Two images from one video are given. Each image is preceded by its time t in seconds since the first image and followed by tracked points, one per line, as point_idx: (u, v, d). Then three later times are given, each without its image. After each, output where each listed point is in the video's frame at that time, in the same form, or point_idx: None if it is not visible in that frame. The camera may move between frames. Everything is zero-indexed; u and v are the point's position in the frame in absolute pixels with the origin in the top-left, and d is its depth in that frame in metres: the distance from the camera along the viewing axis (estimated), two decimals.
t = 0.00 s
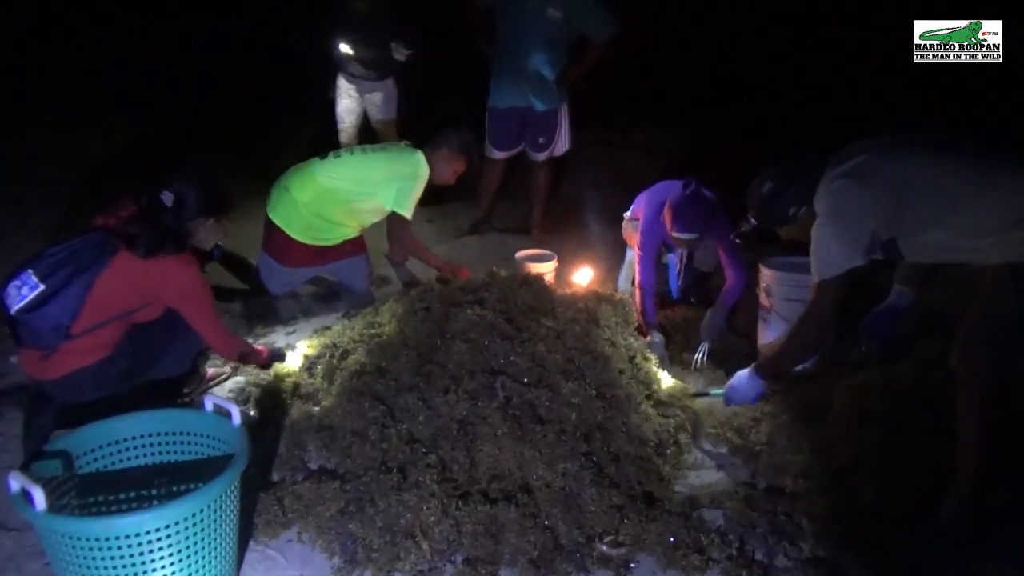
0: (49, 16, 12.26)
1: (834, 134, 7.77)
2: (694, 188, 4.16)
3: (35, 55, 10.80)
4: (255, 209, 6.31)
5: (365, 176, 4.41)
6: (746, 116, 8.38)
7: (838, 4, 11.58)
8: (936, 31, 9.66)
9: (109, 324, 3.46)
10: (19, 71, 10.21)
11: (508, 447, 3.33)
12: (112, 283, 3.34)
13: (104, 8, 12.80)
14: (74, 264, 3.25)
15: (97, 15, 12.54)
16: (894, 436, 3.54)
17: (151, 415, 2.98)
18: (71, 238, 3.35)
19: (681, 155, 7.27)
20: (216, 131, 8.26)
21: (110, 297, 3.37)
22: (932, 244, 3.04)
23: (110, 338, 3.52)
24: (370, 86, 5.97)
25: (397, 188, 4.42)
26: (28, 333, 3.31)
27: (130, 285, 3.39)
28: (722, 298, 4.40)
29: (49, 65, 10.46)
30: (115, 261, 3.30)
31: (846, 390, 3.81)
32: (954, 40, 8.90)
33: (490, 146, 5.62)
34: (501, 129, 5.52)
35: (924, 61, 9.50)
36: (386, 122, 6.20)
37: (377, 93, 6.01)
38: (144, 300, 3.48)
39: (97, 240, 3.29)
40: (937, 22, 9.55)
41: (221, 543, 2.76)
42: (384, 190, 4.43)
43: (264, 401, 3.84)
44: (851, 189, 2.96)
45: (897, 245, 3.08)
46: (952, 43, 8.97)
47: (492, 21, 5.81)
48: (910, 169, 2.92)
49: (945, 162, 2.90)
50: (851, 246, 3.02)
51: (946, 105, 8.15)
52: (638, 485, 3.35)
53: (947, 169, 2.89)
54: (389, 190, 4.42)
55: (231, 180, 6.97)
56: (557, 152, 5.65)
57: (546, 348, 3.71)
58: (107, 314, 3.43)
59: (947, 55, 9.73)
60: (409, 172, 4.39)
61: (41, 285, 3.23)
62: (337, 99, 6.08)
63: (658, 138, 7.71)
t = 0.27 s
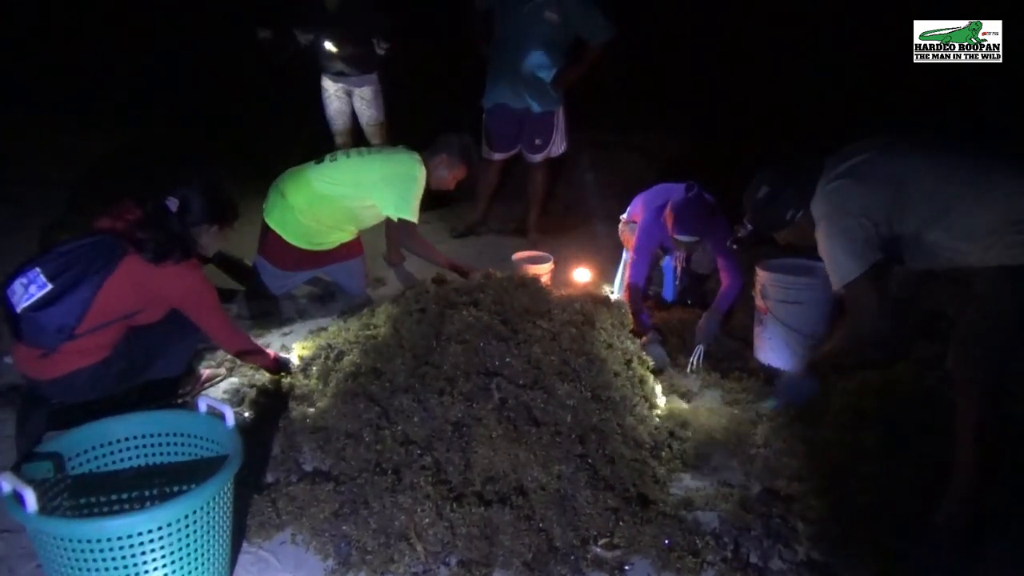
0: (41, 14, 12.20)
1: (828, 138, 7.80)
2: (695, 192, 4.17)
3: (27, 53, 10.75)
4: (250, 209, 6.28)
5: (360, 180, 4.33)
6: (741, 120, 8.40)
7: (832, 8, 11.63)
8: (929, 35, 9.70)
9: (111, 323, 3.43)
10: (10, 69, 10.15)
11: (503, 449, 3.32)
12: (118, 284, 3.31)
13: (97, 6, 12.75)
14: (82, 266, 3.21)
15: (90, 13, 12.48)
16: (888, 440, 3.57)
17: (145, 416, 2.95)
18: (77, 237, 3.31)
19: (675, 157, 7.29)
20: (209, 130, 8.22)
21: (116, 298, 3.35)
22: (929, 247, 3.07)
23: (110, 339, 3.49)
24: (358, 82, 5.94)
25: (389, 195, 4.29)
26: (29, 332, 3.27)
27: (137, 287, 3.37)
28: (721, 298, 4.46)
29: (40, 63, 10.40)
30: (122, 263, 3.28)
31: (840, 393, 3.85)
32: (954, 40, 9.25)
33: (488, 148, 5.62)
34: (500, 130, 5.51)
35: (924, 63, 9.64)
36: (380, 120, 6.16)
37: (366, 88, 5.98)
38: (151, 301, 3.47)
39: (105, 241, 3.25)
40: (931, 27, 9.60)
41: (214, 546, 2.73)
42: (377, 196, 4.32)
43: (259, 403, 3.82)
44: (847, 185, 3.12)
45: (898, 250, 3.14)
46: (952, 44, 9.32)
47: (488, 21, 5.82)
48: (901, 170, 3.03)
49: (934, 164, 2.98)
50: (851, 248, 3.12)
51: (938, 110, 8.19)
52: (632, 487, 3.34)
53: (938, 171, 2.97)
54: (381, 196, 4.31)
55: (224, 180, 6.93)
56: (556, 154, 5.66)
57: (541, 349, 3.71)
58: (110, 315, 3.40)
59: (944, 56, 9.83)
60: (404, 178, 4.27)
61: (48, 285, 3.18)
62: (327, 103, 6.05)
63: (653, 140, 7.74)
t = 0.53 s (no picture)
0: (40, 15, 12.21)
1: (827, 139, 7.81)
2: (695, 195, 4.16)
3: (26, 54, 10.76)
4: (248, 210, 6.28)
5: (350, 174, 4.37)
6: (740, 121, 8.41)
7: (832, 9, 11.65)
8: (929, 36, 9.75)
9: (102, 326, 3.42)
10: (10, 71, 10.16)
11: (500, 450, 3.32)
12: (104, 286, 3.30)
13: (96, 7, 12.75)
14: (67, 269, 3.19)
15: (90, 14, 12.49)
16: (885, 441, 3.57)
17: (141, 418, 2.94)
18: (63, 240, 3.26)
19: (674, 159, 7.30)
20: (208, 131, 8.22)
21: (101, 300, 3.34)
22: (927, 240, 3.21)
23: (103, 340, 3.50)
24: (353, 81, 5.93)
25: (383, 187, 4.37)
26: (19, 338, 3.28)
27: (119, 288, 3.34)
28: (717, 302, 4.46)
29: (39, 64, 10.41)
30: (105, 263, 3.26)
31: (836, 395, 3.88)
32: (955, 40, 9.62)
33: (485, 150, 5.63)
34: (501, 132, 5.51)
35: (926, 62, 9.76)
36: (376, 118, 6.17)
37: (360, 85, 5.96)
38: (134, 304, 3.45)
39: (89, 243, 3.23)
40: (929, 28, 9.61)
41: (211, 546, 2.73)
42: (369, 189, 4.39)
43: (256, 404, 3.82)
44: (848, 179, 3.39)
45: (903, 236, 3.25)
46: (952, 44, 9.68)
47: (487, 22, 5.82)
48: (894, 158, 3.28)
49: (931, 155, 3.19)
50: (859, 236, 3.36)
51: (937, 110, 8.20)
52: (630, 488, 3.34)
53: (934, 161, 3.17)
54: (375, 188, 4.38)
55: (223, 181, 6.94)
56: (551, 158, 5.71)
57: (539, 351, 3.75)
58: (99, 317, 3.40)
59: (943, 57, 9.90)
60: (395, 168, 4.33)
61: (32, 290, 3.16)
62: (325, 106, 6.08)
63: (652, 142, 7.75)
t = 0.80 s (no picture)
0: (40, 16, 12.21)
1: (826, 140, 7.82)
2: (696, 194, 4.16)
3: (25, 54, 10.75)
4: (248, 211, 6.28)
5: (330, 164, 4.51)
6: (740, 122, 8.42)
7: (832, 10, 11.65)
8: (929, 36, 9.76)
9: (79, 332, 3.38)
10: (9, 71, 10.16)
11: (500, 450, 3.33)
12: (64, 288, 3.26)
13: (96, 9, 12.77)
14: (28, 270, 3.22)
15: (89, 15, 12.49)
16: (883, 441, 3.58)
17: (141, 419, 2.95)
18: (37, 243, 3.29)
19: (673, 160, 7.32)
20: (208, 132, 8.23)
21: (68, 299, 3.29)
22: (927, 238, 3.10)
23: (98, 346, 3.45)
24: (355, 86, 5.92)
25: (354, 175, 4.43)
26: None
27: (78, 291, 3.29)
28: (717, 303, 4.48)
29: (39, 65, 10.40)
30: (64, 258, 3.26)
31: (835, 396, 3.89)
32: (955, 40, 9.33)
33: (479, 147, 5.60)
34: (496, 132, 5.51)
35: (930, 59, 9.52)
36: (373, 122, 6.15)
37: (363, 91, 5.96)
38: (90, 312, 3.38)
39: (52, 246, 3.26)
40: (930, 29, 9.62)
41: (211, 546, 2.73)
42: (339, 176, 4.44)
43: (256, 405, 3.82)
44: (842, 176, 3.28)
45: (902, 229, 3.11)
46: (952, 44, 9.44)
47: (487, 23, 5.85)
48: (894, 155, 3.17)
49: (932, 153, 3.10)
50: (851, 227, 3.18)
51: (937, 111, 8.21)
52: (629, 488, 3.34)
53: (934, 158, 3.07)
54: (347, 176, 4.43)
55: (223, 182, 6.94)
56: (555, 161, 5.65)
57: (538, 352, 3.73)
58: (71, 324, 3.34)
59: (943, 57, 9.92)
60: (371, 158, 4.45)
61: None
62: (325, 109, 6.02)
63: (651, 143, 7.76)
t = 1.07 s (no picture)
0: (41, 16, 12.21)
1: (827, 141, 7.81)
2: (696, 188, 4.20)
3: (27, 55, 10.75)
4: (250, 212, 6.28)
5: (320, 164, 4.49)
6: (741, 123, 8.40)
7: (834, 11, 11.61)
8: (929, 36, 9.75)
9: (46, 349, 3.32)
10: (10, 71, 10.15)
11: (500, 451, 3.33)
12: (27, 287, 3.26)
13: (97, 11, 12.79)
14: None
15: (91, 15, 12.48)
16: (883, 442, 3.59)
17: (141, 420, 2.95)
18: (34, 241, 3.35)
19: (674, 161, 7.32)
20: (209, 133, 8.22)
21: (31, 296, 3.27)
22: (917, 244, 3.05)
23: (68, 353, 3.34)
24: (365, 90, 5.96)
25: (339, 177, 4.39)
26: None
27: (36, 286, 3.27)
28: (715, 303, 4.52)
29: (40, 65, 10.40)
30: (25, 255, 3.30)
31: (836, 396, 3.89)
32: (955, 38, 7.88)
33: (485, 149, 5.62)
34: (500, 134, 5.52)
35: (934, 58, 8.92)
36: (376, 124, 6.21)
37: (372, 95, 6.01)
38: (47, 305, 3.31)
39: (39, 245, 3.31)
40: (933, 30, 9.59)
41: (211, 548, 2.73)
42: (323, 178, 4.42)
43: (257, 406, 3.82)
44: (829, 195, 3.21)
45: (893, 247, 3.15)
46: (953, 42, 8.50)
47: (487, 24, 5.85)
48: (883, 172, 3.08)
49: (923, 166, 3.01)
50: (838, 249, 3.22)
51: (939, 113, 8.18)
52: (630, 488, 3.34)
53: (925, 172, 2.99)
54: (332, 176, 4.39)
55: (224, 183, 6.93)
56: (554, 164, 5.65)
57: (538, 353, 3.73)
58: (38, 330, 3.30)
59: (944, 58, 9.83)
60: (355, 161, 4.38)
61: None
62: (331, 110, 5.99)
63: (652, 144, 7.76)
